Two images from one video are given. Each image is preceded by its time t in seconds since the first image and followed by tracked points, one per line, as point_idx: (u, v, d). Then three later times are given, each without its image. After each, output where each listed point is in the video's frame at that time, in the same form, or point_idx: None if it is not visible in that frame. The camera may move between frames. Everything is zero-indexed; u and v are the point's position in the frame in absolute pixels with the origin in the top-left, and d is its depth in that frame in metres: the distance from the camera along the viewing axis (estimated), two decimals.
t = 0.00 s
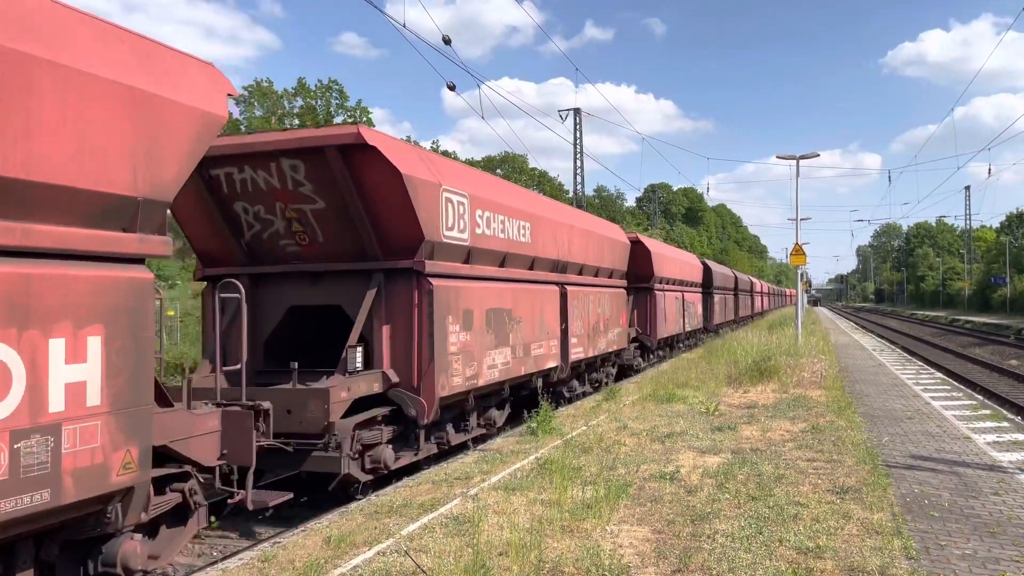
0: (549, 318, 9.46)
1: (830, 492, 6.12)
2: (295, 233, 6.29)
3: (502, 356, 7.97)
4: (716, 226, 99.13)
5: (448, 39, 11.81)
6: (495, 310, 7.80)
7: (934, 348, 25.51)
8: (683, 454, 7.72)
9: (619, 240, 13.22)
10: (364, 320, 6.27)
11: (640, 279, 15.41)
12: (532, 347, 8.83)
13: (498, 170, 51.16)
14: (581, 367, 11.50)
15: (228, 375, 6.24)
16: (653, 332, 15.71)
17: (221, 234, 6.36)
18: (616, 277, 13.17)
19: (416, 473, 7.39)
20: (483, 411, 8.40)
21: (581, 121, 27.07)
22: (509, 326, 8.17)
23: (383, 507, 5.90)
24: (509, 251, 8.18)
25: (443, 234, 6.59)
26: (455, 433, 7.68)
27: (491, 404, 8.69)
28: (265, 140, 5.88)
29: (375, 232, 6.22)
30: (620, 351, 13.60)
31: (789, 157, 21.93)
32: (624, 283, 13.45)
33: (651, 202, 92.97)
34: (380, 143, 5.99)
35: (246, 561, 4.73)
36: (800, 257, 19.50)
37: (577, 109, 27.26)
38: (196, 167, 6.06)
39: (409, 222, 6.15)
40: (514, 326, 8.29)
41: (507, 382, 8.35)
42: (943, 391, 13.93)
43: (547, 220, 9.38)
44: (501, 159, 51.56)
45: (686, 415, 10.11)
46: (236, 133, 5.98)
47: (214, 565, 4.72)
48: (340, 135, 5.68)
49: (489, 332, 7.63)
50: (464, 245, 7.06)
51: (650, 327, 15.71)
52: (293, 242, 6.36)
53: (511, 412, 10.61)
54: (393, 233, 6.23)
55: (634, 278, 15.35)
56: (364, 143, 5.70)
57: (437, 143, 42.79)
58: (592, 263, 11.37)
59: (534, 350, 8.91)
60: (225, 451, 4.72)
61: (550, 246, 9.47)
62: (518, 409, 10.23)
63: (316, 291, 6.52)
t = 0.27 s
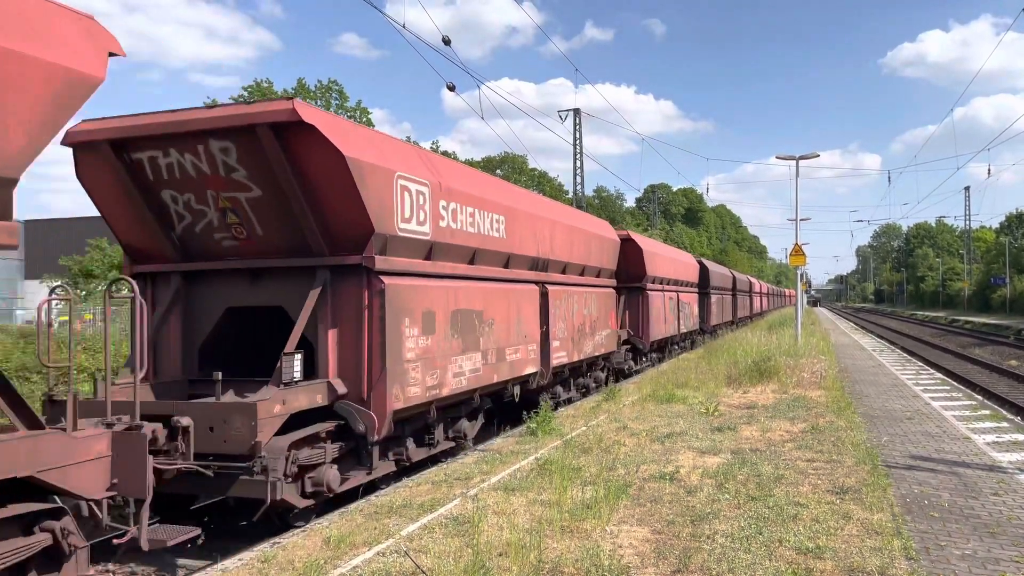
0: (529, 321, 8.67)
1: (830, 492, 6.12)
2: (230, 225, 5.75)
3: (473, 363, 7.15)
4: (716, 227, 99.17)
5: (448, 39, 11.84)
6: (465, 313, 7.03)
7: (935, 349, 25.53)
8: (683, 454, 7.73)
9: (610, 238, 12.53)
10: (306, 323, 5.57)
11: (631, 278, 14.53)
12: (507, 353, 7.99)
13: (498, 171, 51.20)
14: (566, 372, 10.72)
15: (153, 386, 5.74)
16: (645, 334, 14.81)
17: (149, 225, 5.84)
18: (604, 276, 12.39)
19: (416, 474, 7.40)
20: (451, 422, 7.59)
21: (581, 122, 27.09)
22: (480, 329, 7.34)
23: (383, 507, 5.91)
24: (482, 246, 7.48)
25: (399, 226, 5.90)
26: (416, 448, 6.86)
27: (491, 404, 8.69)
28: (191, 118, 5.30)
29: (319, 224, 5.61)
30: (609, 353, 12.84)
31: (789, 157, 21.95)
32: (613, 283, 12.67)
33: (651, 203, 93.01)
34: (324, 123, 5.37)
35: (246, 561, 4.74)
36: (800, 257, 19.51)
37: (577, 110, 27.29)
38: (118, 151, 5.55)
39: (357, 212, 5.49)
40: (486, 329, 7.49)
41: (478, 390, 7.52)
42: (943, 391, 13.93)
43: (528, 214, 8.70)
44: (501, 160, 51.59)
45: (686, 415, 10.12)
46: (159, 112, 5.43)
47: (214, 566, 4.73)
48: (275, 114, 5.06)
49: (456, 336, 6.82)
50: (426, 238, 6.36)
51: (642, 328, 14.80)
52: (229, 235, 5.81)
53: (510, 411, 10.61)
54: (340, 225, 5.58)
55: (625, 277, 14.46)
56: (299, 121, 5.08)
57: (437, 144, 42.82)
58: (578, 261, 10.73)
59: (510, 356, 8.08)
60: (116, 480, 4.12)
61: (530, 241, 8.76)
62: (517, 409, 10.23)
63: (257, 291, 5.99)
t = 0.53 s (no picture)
0: (504, 322, 7.87)
1: (830, 492, 6.11)
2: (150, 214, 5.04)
3: (435, 369, 6.34)
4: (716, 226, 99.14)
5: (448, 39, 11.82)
6: (427, 314, 6.20)
7: (935, 348, 25.52)
8: (683, 453, 7.71)
9: (600, 233, 11.78)
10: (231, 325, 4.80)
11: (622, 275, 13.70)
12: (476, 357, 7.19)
13: (498, 170, 51.19)
14: (548, 376, 9.99)
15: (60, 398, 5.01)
16: (636, 336, 13.94)
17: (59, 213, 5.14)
18: (592, 273, 11.62)
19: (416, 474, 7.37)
20: (412, 434, 6.78)
21: (581, 121, 27.08)
22: (444, 333, 6.52)
23: (382, 507, 5.89)
24: (450, 239, 6.67)
25: (341, 214, 5.12)
26: (368, 466, 6.03)
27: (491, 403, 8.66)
28: (93, 89, 4.58)
29: (247, 212, 4.87)
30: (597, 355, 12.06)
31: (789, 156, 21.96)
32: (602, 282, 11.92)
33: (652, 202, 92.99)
34: (251, 93, 4.66)
35: (246, 561, 4.72)
36: (800, 257, 19.49)
37: (577, 109, 27.28)
38: (18, 127, 4.86)
39: (288, 197, 4.74)
40: (452, 332, 6.67)
41: (443, 399, 6.69)
42: (943, 391, 13.91)
43: (505, 205, 7.93)
44: (501, 159, 51.57)
45: (686, 415, 10.10)
46: (58, 82, 4.71)
47: (214, 565, 4.71)
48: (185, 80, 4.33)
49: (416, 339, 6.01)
50: (379, 230, 5.57)
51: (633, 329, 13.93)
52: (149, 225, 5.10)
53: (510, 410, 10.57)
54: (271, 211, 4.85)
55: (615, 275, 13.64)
56: (215, 89, 4.35)
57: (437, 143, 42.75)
58: (564, 258, 9.98)
59: (479, 361, 7.27)
60: None
61: (508, 235, 8.00)
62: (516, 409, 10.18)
63: (180, 290, 5.23)
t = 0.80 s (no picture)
0: (473, 325, 7.00)
1: (830, 492, 6.11)
2: (39, 200, 4.19)
3: (391, 379, 5.48)
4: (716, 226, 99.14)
5: (448, 39, 11.83)
6: (379, 315, 5.33)
7: (935, 348, 25.51)
8: (683, 454, 7.72)
9: (586, 229, 10.96)
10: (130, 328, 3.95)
11: (612, 275, 12.92)
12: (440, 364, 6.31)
13: (498, 170, 51.20)
14: (527, 384, 9.10)
15: None
16: (626, 339, 13.13)
17: None
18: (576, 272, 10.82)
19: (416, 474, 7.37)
20: (366, 450, 5.94)
21: (581, 121, 27.07)
22: (401, 336, 5.64)
23: (383, 507, 5.90)
24: (409, 232, 5.82)
25: (266, 201, 4.28)
26: (308, 488, 5.18)
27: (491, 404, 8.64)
28: None
29: (150, 197, 4.07)
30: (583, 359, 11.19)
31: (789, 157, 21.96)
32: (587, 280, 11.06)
33: (651, 202, 93.01)
34: (147, 56, 3.87)
35: (246, 561, 4.73)
36: (800, 257, 19.49)
37: (577, 109, 27.28)
38: None
39: (195, 180, 3.94)
40: (411, 337, 5.78)
41: (399, 412, 5.80)
42: (943, 391, 13.92)
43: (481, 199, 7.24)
44: (501, 159, 51.57)
45: (686, 415, 10.11)
46: None
47: (214, 565, 4.72)
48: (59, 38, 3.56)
49: (365, 346, 5.12)
50: (316, 220, 4.69)
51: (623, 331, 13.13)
52: (40, 214, 4.25)
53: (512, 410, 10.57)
54: (178, 197, 4.04)
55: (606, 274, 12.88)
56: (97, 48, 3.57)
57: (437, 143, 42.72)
58: (545, 255, 9.20)
59: (443, 370, 6.35)
60: None
61: (480, 229, 7.19)
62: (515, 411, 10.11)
63: (77, 291, 4.34)
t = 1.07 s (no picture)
0: (437, 327, 6.24)
1: (831, 492, 6.10)
2: None
3: (333, 389, 4.76)
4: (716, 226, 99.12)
5: (448, 39, 11.83)
6: (315, 318, 4.60)
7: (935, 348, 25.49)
8: (683, 453, 7.71)
9: (574, 226, 10.22)
10: None
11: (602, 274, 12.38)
12: (396, 372, 5.55)
13: (498, 170, 51.19)
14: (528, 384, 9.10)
15: None
16: (616, 340, 12.54)
17: None
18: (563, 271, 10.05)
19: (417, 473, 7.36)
20: (308, 470, 5.21)
21: (581, 121, 27.07)
22: (344, 341, 4.89)
23: (382, 507, 5.89)
24: (355, 223, 5.11)
25: (160, 182, 3.58)
26: (233, 518, 4.49)
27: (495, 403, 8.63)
28: None
29: (16, 177, 3.36)
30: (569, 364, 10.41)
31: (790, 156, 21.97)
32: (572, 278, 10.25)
33: (652, 202, 92.99)
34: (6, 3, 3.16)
35: (246, 561, 4.72)
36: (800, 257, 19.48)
37: (577, 109, 27.28)
38: None
39: (67, 157, 3.24)
40: (358, 341, 5.05)
41: (342, 428, 5.05)
42: (943, 391, 13.90)
43: (450, 188, 6.61)
44: (501, 159, 51.56)
45: (686, 415, 10.10)
46: None
47: (214, 565, 4.71)
48: None
49: (297, 351, 4.43)
50: (232, 205, 4.03)
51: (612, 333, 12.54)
52: None
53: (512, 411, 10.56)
54: (48, 178, 3.33)
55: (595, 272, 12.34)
56: None
57: (438, 143, 42.71)
58: (526, 252, 8.48)
59: (399, 378, 5.59)
60: None
61: (446, 222, 6.47)
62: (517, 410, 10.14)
63: None
